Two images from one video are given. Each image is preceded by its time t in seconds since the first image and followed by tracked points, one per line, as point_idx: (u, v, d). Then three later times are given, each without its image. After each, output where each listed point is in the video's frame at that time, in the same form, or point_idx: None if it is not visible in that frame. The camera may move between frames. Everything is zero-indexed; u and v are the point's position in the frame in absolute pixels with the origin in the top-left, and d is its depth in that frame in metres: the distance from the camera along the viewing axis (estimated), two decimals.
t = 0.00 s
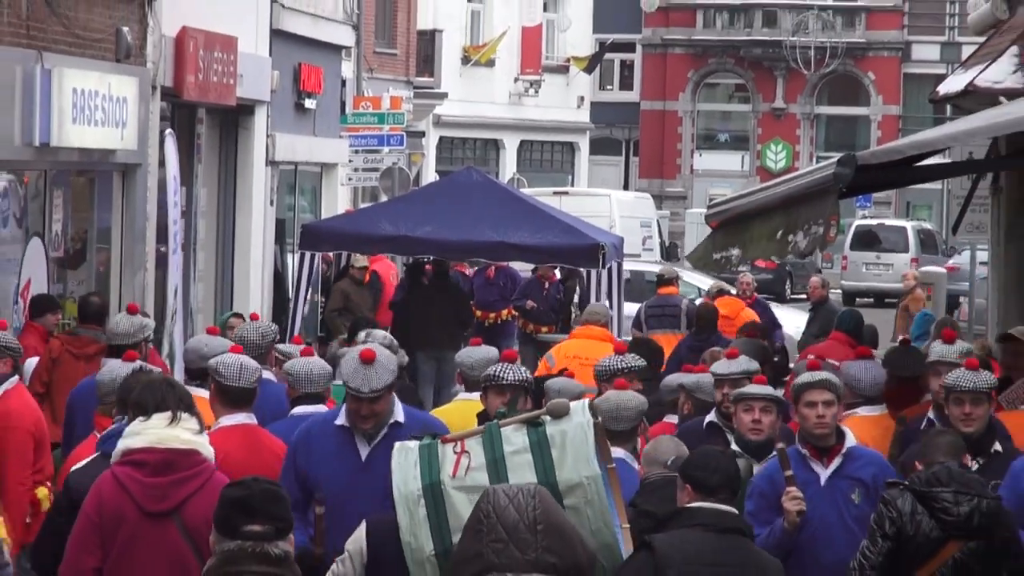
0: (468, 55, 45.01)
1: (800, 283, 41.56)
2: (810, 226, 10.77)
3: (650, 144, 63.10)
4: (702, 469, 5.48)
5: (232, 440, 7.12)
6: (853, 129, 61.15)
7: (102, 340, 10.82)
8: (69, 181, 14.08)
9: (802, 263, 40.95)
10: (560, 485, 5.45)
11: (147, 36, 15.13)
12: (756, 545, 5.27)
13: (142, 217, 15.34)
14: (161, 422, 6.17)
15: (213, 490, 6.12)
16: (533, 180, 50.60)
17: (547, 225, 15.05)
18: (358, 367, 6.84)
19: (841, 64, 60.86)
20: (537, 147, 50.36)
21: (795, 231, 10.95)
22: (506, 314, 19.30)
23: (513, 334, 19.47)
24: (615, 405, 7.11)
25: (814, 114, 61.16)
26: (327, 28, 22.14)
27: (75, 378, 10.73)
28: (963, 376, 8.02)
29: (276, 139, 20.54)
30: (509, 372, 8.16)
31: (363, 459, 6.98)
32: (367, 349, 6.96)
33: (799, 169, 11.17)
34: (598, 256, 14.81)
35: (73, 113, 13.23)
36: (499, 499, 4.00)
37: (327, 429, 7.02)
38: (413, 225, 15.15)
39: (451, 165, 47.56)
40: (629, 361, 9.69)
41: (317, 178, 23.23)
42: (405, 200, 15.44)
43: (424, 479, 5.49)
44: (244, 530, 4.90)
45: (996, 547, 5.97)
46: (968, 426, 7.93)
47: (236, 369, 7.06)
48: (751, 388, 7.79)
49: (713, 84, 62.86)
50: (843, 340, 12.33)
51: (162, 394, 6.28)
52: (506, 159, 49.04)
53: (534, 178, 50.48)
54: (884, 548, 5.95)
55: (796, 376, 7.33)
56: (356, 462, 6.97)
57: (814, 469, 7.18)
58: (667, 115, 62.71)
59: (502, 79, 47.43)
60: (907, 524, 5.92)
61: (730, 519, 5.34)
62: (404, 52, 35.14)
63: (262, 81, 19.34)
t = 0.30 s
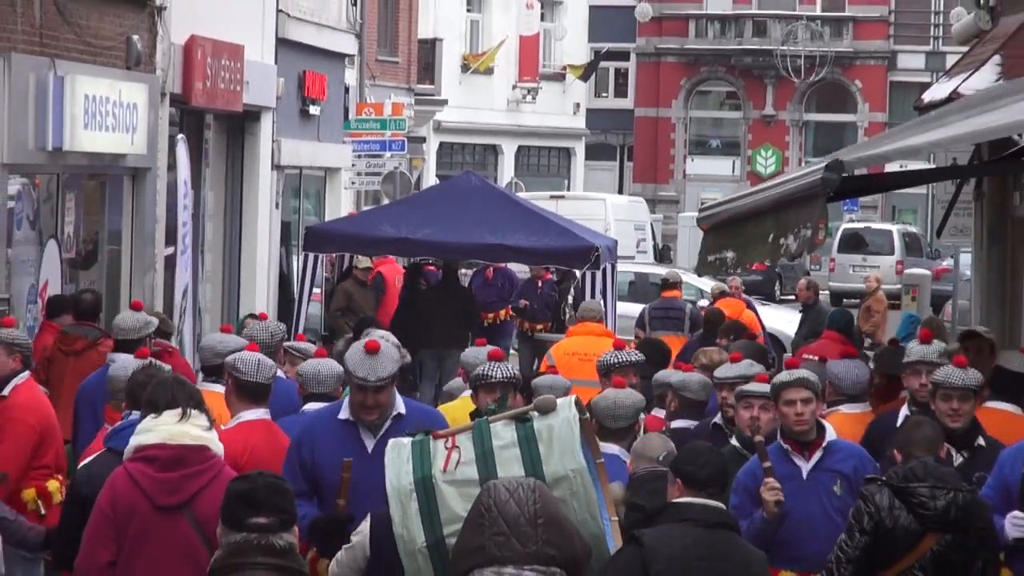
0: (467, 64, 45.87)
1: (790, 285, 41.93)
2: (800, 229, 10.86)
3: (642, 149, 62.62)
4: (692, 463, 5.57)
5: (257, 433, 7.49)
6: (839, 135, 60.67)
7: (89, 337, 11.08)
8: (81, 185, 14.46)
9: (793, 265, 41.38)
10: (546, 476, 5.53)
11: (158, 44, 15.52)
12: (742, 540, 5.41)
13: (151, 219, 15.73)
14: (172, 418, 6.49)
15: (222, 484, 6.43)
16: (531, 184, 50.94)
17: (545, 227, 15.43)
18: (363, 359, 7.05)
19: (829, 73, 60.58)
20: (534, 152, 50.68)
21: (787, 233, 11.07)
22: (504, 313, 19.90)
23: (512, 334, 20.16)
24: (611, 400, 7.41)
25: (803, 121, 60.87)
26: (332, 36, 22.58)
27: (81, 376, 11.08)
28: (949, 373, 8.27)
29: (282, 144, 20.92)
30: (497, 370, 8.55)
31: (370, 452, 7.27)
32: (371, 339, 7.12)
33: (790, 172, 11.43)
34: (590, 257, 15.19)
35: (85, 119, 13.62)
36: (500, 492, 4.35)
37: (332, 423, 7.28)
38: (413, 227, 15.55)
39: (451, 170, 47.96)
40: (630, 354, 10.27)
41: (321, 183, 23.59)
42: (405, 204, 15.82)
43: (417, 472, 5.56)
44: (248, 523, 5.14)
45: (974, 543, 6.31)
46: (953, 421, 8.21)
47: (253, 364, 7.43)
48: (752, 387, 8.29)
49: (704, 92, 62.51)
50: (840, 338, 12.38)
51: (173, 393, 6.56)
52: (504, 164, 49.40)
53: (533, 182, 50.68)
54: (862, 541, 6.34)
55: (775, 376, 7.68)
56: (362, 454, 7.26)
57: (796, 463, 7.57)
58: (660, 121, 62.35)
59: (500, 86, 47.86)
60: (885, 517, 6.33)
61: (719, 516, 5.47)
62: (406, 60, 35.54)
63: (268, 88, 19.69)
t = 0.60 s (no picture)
0: (465, 75, 46.47)
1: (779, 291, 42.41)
2: (788, 235, 11.12)
3: (635, 158, 62.93)
4: (695, 469, 5.54)
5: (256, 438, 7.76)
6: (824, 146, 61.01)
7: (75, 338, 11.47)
8: (89, 194, 14.84)
9: (780, 271, 41.87)
10: (541, 472, 5.57)
11: (164, 57, 15.93)
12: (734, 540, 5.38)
13: (158, 226, 16.12)
14: (169, 422, 6.47)
15: (219, 485, 6.41)
16: (526, 193, 51.41)
17: (539, 234, 15.79)
18: (394, 367, 7.20)
19: (815, 84, 60.94)
20: (529, 161, 51.24)
21: (775, 239, 11.23)
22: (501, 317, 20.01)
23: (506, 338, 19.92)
24: (606, 408, 7.47)
25: (790, 131, 61.18)
26: (333, 49, 22.99)
27: (70, 375, 11.49)
28: (912, 378, 8.71)
29: (284, 154, 21.31)
30: (491, 376, 8.62)
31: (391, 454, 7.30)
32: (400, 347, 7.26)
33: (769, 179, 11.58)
34: (586, 263, 15.53)
35: (95, 130, 14.03)
36: (498, 490, 4.74)
37: (359, 425, 7.37)
38: (412, 235, 15.95)
39: (449, 179, 48.52)
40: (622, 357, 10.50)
41: (322, 191, 23.98)
42: (404, 212, 16.21)
43: (415, 467, 5.63)
44: (252, 520, 5.32)
45: (951, 537, 6.52)
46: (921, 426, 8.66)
47: (248, 366, 7.73)
48: (734, 390, 8.48)
49: (694, 103, 62.91)
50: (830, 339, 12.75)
51: (172, 396, 6.50)
52: (500, 173, 49.92)
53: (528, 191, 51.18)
54: (843, 543, 6.52)
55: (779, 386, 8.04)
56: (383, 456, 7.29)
57: (790, 467, 7.91)
58: (651, 132, 62.63)
59: (496, 98, 48.46)
60: (866, 517, 6.51)
61: (711, 515, 5.42)
62: (405, 71, 36.05)
63: (272, 99, 20.07)
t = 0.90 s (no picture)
0: (462, 88, 46.96)
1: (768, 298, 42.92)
2: (774, 243, 10.41)
3: (627, 169, 63.42)
4: (703, 469, 6.00)
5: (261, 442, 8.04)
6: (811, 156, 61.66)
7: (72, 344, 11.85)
8: (101, 203, 15.28)
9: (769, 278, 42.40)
10: (549, 469, 5.75)
11: (172, 71, 16.38)
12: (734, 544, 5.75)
13: (166, 234, 16.56)
14: (182, 422, 6.79)
15: (229, 484, 6.71)
16: (522, 202, 51.89)
17: (535, 242, 16.25)
18: (391, 363, 7.30)
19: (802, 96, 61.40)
20: (525, 171, 51.81)
21: (761, 247, 10.50)
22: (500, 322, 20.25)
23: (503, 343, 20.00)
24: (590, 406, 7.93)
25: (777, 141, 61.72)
26: (334, 63, 23.42)
27: (64, 377, 11.92)
28: (902, 376, 8.97)
29: (287, 164, 21.76)
30: (497, 375, 8.50)
31: (387, 452, 7.45)
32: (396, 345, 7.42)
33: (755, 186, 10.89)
34: (579, 269, 15.99)
35: (104, 141, 14.47)
36: (498, 492, 4.65)
37: (355, 426, 7.50)
38: (411, 242, 16.37)
39: (447, 189, 49.08)
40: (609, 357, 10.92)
41: (325, 199, 24.43)
42: (404, 222, 16.64)
43: (429, 460, 5.81)
44: (251, 519, 5.53)
45: (927, 534, 6.66)
46: (908, 422, 8.97)
47: (247, 370, 7.98)
48: (721, 392, 8.75)
49: (684, 114, 63.25)
50: (826, 342, 13.17)
51: (184, 397, 6.83)
52: (496, 182, 50.39)
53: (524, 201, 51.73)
54: (819, 536, 6.67)
55: (757, 388, 8.33)
56: (380, 455, 7.44)
57: (767, 462, 8.30)
58: (643, 142, 63.02)
59: (493, 110, 49.05)
60: (841, 513, 6.64)
61: (713, 513, 5.79)
62: (404, 83, 36.61)
63: (275, 111, 20.49)
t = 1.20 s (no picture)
0: (463, 98, 47.63)
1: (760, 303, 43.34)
2: (765, 248, 10.69)
3: (621, 174, 63.51)
4: (699, 462, 6.00)
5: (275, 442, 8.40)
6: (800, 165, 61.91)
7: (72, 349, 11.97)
8: (113, 210, 15.74)
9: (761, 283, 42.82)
10: (562, 465, 6.03)
11: (182, 80, 16.85)
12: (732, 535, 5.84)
13: (176, 240, 17.03)
14: (202, 426, 6.84)
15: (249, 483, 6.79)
16: (521, 209, 52.42)
17: (531, 247, 16.71)
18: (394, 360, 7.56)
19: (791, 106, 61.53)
20: (523, 178, 52.30)
21: (753, 252, 10.82)
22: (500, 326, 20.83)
23: (501, 345, 21.10)
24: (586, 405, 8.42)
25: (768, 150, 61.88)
26: (339, 74, 23.86)
27: (69, 379, 11.96)
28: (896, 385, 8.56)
29: (294, 172, 22.18)
30: (499, 383, 8.32)
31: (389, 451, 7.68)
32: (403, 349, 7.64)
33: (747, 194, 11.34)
34: (577, 274, 16.41)
35: (117, 149, 15.02)
36: (500, 490, 5.03)
37: (354, 431, 7.72)
38: (413, 247, 16.81)
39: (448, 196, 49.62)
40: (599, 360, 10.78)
41: (330, 206, 24.88)
42: (406, 227, 17.06)
43: (446, 452, 6.03)
44: (254, 515, 5.60)
45: (904, 529, 6.49)
46: (905, 431, 8.60)
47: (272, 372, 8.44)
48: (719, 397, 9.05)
49: (677, 124, 63.25)
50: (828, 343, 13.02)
51: (203, 401, 6.85)
52: (495, 190, 50.91)
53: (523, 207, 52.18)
54: (795, 533, 6.48)
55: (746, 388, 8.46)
56: (383, 453, 7.69)
57: (754, 461, 8.44)
58: (638, 150, 63.33)
59: (492, 118, 49.61)
60: (817, 510, 6.45)
61: (712, 506, 5.88)
62: (407, 93, 37.14)
63: (281, 121, 20.93)
